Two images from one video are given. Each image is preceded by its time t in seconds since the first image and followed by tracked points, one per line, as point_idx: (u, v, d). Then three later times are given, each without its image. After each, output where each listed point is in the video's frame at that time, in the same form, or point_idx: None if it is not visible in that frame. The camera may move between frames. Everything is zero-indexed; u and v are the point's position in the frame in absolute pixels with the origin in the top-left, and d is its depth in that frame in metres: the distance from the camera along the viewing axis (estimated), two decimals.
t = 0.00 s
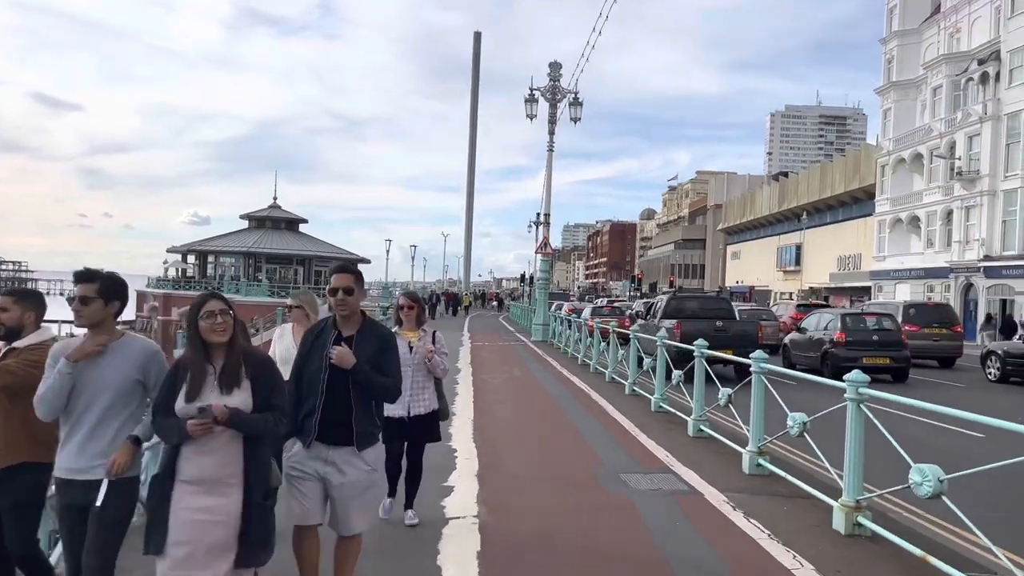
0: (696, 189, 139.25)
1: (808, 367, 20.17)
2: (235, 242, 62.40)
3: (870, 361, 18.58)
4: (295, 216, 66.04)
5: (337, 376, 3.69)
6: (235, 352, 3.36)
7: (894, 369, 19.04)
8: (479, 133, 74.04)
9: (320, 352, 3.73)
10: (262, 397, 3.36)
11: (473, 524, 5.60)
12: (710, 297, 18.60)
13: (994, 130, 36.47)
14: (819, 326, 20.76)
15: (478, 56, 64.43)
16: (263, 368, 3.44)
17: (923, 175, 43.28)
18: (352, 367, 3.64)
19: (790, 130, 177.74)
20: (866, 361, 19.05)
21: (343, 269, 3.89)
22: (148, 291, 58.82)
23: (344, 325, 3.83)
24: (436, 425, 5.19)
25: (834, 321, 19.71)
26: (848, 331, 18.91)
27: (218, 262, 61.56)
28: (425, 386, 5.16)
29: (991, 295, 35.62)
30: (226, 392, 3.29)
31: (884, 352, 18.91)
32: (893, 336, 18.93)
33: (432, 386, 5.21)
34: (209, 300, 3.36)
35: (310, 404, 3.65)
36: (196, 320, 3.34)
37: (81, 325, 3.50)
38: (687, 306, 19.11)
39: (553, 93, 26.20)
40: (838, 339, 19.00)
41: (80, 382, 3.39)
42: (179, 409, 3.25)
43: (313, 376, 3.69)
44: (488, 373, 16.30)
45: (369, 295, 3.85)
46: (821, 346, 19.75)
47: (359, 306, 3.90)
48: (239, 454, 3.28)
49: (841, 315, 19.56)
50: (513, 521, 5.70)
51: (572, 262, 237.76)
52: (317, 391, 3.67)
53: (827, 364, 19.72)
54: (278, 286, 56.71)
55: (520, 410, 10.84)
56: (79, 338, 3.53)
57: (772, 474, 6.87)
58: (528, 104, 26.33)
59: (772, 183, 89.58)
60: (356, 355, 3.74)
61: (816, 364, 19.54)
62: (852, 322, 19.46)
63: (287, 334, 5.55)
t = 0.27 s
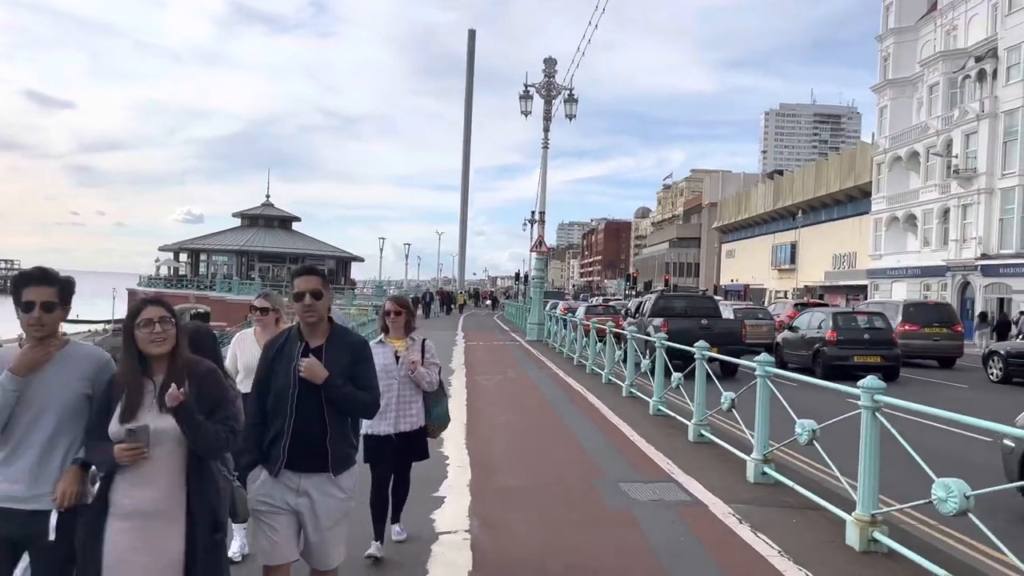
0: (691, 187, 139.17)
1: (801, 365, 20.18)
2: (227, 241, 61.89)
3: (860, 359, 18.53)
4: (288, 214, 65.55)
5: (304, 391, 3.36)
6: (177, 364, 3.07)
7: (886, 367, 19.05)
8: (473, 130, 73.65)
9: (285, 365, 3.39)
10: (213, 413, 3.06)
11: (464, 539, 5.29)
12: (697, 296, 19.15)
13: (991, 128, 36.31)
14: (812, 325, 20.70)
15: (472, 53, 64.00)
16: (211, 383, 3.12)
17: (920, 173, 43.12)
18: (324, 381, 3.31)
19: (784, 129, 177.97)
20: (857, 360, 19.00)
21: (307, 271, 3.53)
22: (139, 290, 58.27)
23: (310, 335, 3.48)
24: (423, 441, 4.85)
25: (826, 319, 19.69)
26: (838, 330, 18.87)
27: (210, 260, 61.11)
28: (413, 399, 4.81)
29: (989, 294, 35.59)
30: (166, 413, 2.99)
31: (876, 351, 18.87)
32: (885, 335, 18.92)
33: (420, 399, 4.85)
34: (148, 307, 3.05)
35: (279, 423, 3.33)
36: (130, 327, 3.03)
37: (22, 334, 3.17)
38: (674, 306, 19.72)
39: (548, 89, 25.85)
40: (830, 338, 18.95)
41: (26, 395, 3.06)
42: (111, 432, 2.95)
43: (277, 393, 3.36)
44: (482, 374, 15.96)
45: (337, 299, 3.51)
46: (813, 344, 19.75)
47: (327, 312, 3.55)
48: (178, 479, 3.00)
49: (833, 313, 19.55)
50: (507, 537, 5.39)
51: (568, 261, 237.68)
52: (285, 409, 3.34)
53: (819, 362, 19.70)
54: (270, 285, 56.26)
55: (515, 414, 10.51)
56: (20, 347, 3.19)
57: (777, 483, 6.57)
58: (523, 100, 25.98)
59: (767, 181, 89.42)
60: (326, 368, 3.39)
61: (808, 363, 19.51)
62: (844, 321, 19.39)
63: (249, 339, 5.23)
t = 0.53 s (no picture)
0: (687, 185, 138.95)
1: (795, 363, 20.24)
2: (221, 239, 61.41)
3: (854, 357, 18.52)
4: (283, 212, 65.11)
5: (254, 396, 3.03)
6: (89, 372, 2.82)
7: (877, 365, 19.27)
8: (469, 128, 73.23)
9: (232, 369, 3.06)
10: (143, 417, 2.78)
11: (454, 551, 4.97)
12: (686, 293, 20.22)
13: (990, 126, 36.12)
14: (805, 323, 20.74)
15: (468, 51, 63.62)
16: (140, 387, 2.81)
17: (918, 171, 42.90)
18: (276, 388, 3.00)
19: (780, 128, 177.87)
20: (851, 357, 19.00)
21: (256, 261, 3.20)
22: (132, 289, 57.78)
23: (259, 334, 3.14)
24: (405, 455, 4.51)
25: (818, 317, 19.76)
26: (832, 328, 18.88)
27: (204, 258, 60.67)
28: (394, 406, 4.48)
29: (987, 292, 35.40)
30: (81, 427, 2.70)
31: (868, 349, 19.02)
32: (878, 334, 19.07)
33: (401, 407, 4.52)
34: (66, 308, 2.86)
35: (230, 435, 3.01)
36: (47, 330, 2.82)
37: None
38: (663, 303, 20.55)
39: (545, 85, 25.51)
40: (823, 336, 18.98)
41: None
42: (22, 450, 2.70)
43: (223, 403, 3.02)
44: (476, 374, 15.62)
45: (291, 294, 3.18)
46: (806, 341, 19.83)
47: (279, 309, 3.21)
48: (96, 496, 2.69)
49: (826, 311, 19.64)
50: (500, 547, 5.07)
51: (564, 260, 237.30)
52: (232, 419, 3.01)
53: (812, 360, 19.72)
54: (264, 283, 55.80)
55: (510, 416, 10.18)
56: None
57: (784, 490, 6.27)
58: (519, 96, 25.64)
59: (763, 180, 89.20)
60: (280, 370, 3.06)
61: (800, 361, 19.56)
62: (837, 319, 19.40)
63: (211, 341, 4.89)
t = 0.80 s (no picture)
0: (685, 183, 138.68)
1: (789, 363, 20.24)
2: (217, 237, 61.00)
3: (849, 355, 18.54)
4: (280, 210, 64.71)
5: (193, 415, 2.69)
6: None
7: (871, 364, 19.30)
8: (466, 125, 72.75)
9: (168, 379, 2.70)
10: (50, 441, 2.35)
11: (446, 568, 4.66)
12: (677, 292, 21.40)
13: (991, 123, 35.83)
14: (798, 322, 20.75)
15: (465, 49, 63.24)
16: (52, 405, 2.39)
17: (919, 168, 42.59)
18: (222, 405, 2.65)
19: (779, 126, 177.65)
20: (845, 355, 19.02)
21: (191, 256, 2.85)
22: (127, 287, 57.41)
23: (197, 344, 2.77)
24: (388, 473, 4.16)
25: (813, 317, 19.74)
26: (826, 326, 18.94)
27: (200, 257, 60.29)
28: (372, 419, 4.13)
29: (989, 291, 35.12)
30: None
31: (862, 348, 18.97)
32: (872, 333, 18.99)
33: (381, 418, 4.16)
34: None
35: (170, 458, 2.64)
36: None
37: None
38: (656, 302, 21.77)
39: (542, 81, 25.14)
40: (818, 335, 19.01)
41: None
42: None
43: (158, 420, 2.65)
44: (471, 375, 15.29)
45: (229, 293, 2.85)
46: (801, 341, 19.82)
47: (221, 311, 2.85)
48: None
49: (820, 310, 19.57)
50: (495, 564, 4.74)
51: (562, 258, 236.92)
52: (167, 441, 2.65)
53: (807, 359, 19.73)
54: (260, 282, 55.40)
55: (506, 420, 9.85)
56: None
57: (794, 500, 5.94)
58: (516, 92, 25.26)
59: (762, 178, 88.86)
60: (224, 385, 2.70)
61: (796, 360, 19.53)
62: (831, 318, 19.43)
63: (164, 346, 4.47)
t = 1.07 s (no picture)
0: (685, 182, 138.35)
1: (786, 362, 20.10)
2: (214, 236, 60.61)
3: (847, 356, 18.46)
4: (277, 209, 64.29)
5: (120, 457, 2.34)
6: None
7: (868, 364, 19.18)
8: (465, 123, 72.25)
9: (94, 412, 2.36)
10: None
11: None
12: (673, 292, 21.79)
13: (994, 121, 35.51)
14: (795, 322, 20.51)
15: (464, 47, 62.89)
16: None
17: (921, 167, 42.28)
18: (155, 443, 2.28)
19: (778, 125, 177.32)
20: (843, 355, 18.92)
21: (123, 257, 2.49)
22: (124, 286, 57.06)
23: (131, 371, 2.42)
24: (382, 504, 3.78)
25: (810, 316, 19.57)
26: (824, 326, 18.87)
27: (198, 256, 59.90)
28: (362, 441, 3.78)
29: (992, 290, 34.81)
30: None
31: (860, 347, 18.82)
32: (869, 332, 18.82)
33: (373, 442, 3.81)
34: None
35: (95, 505, 2.29)
36: None
37: None
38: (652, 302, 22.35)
39: (541, 78, 24.81)
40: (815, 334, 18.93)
41: None
42: None
43: (82, 465, 2.29)
44: (469, 377, 14.97)
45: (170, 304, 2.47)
46: (798, 341, 19.67)
47: (161, 327, 2.49)
48: None
49: (817, 310, 19.41)
50: None
51: (561, 258, 236.49)
52: (91, 488, 2.29)
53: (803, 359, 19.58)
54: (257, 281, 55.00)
55: (504, 425, 9.54)
56: None
57: (809, 515, 5.63)
58: (515, 89, 24.92)
59: (762, 177, 88.52)
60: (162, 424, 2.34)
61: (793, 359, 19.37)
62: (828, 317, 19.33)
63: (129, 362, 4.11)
